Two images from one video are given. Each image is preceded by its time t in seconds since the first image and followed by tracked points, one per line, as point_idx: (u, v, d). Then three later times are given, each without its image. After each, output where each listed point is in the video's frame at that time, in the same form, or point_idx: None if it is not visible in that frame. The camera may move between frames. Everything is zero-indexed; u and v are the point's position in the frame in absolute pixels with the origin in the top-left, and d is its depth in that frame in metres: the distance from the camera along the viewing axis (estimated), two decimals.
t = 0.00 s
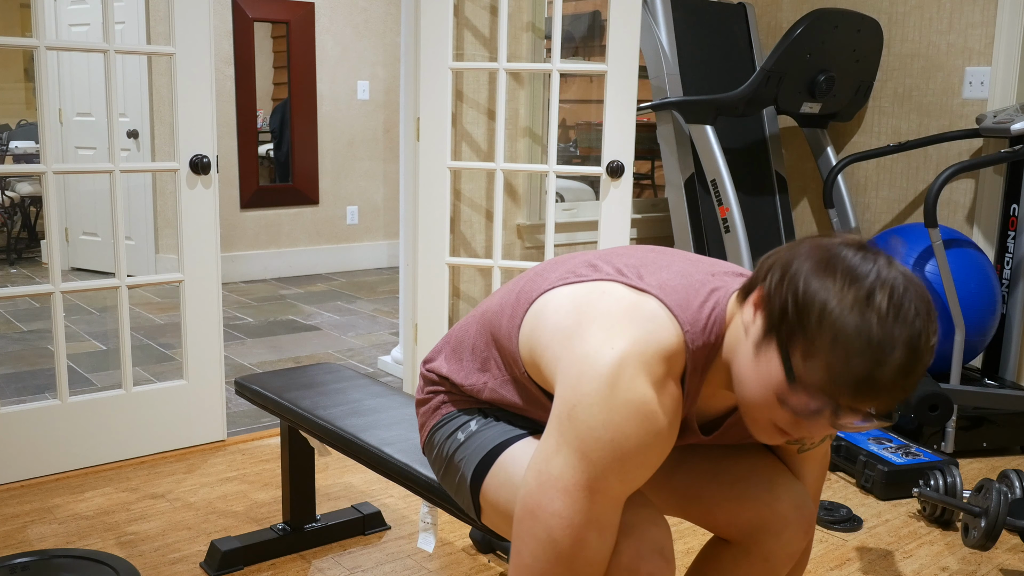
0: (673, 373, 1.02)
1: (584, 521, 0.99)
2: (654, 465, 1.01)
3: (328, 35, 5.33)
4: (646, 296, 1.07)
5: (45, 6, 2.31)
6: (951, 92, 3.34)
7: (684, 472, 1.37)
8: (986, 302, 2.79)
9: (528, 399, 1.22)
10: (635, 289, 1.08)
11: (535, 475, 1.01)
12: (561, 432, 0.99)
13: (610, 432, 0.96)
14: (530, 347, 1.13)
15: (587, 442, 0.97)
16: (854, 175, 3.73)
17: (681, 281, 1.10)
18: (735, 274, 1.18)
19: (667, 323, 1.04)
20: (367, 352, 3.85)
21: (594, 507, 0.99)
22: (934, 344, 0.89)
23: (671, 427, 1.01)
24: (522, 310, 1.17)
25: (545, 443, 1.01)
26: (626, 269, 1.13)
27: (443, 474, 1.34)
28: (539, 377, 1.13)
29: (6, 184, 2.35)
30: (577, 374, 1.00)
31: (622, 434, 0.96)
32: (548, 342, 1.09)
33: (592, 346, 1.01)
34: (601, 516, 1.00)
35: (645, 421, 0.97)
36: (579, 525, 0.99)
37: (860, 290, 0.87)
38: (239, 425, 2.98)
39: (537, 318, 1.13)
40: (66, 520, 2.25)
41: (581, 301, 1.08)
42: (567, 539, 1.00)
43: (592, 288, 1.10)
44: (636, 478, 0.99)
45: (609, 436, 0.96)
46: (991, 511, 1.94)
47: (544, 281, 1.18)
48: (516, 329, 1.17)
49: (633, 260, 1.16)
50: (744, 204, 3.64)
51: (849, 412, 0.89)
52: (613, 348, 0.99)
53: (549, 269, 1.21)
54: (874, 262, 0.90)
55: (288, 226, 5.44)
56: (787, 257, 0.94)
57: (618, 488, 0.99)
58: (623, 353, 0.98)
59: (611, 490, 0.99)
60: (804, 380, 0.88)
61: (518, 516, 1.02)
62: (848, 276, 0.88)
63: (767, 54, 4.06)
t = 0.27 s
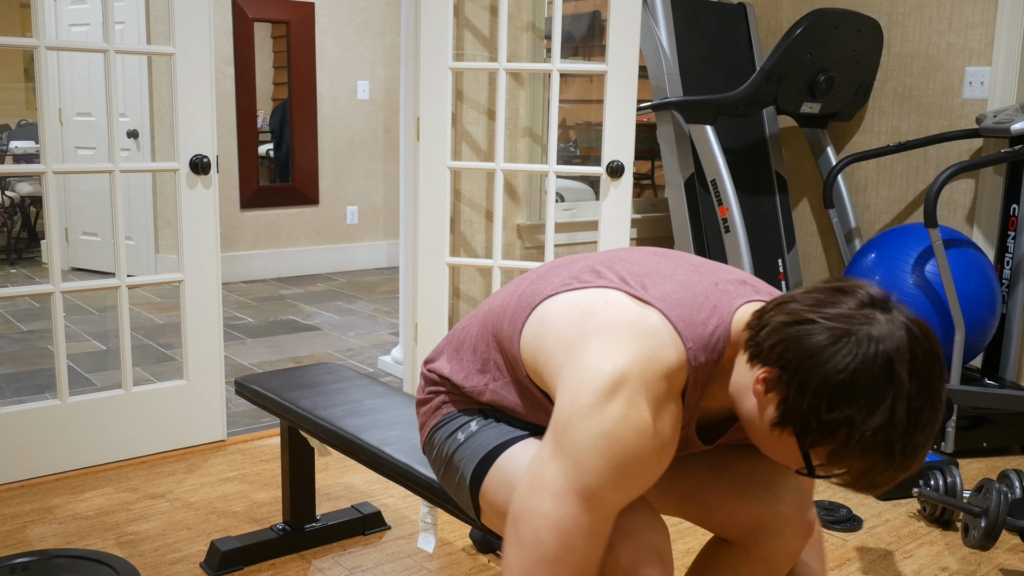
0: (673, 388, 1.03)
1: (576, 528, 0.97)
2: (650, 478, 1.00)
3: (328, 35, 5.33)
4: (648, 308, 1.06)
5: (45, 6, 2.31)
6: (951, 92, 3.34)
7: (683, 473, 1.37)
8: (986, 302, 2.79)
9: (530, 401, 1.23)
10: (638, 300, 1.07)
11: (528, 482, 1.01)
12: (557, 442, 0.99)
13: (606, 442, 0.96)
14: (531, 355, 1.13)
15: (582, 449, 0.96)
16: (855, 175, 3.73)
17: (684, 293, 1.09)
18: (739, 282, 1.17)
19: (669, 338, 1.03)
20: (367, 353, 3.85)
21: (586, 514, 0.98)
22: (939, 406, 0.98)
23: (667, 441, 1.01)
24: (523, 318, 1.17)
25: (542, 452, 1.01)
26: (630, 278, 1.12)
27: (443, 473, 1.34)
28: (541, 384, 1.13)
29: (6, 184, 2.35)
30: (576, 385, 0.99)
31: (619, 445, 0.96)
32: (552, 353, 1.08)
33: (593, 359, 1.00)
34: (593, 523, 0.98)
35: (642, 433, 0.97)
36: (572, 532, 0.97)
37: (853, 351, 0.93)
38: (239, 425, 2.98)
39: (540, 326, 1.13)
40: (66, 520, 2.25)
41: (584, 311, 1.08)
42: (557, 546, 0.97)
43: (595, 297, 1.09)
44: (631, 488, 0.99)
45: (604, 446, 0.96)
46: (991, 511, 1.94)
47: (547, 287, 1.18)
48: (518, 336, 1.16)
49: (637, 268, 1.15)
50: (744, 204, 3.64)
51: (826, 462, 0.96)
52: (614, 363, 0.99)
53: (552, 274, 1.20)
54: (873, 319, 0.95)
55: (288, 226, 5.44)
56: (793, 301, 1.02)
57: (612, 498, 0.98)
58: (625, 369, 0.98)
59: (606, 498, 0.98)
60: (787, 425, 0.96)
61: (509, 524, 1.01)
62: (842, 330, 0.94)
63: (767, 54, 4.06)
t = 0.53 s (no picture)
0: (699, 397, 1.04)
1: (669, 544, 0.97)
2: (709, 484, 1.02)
3: (328, 35, 5.33)
4: (662, 317, 1.07)
5: (45, 6, 2.31)
6: (951, 93, 3.34)
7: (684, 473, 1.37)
8: (986, 302, 2.79)
9: (534, 401, 1.22)
10: (651, 309, 1.08)
11: (600, 510, 1.00)
12: (612, 465, 0.99)
13: (664, 450, 0.97)
14: (543, 364, 1.14)
15: (644, 468, 0.97)
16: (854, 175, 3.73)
17: (694, 297, 1.10)
18: (742, 285, 1.17)
19: (687, 347, 1.04)
20: (367, 353, 3.85)
21: (673, 528, 0.98)
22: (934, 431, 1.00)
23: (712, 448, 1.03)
24: (533, 324, 1.17)
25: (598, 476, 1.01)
26: (637, 284, 1.13)
27: (441, 471, 1.34)
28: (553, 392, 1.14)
29: (6, 184, 2.35)
30: (610, 404, 1.00)
31: (680, 457, 0.97)
32: (568, 364, 1.08)
33: (618, 375, 1.01)
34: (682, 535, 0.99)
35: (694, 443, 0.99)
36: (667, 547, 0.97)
37: (854, 371, 0.95)
38: (239, 425, 2.98)
39: (552, 335, 1.13)
40: (66, 520, 2.25)
41: (598, 322, 1.09)
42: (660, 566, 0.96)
43: (607, 309, 1.10)
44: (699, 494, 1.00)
45: (664, 453, 0.97)
46: (991, 511, 1.94)
47: (553, 294, 1.18)
48: (528, 340, 1.17)
49: (642, 272, 1.15)
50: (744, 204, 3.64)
51: (817, 476, 0.99)
52: (643, 377, 1.00)
53: (556, 280, 1.21)
54: (878, 341, 0.97)
55: (288, 226, 5.44)
56: (797, 315, 1.04)
57: (688, 507, 0.99)
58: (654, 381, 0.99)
59: (682, 509, 0.99)
60: (781, 437, 0.98)
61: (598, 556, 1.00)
62: (845, 349, 0.96)
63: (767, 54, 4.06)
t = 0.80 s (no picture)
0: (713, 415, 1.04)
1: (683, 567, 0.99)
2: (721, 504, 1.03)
3: (328, 35, 5.33)
4: (677, 336, 1.06)
5: (45, 6, 2.31)
6: (951, 92, 3.34)
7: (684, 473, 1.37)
8: (986, 302, 2.79)
9: (540, 409, 1.23)
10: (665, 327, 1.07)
11: (615, 534, 1.00)
12: (631, 489, 0.99)
13: (681, 474, 0.97)
14: (553, 378, 1.14)
15: (664, 493, 0.98)
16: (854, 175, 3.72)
17: (706, 313, 1.10)
18: (750, 293, 1.17)
19: (701, 365, 1.04)
20: (367, 353, 3.85)
21: (687, 551, 1.00)
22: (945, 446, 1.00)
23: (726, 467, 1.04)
24: (544, 337, 1.17)
25: (614, 498, 1.01)
26: (648, 299, 1.12)
27: (442, 472, 1.34)
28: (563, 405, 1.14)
29: (6, 184, 2.35)
30: (629, 428, 0.99)
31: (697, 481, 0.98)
32: (581, 383, 1.08)
33: (637, 398, 1.01)
34: (694, 558, 1.01)
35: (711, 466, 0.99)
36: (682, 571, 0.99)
37: (868, 382, 0.95)
38: (239, 425, 2.98)
39: (564, 351, 1.13)
40: (66, 520, 2.25)
41: (612, 340, 1.08)
42: None
43: (621, 326, 1.09)
44: (713, 517, 1.02)
45: (680, 477, 0.97)
46: (991, 511, 1.95)
47: (563, 306, 1.18)
48: (539, 353, 1.17)
49: (652, 284, 1.15)
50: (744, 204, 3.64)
51: (826, 485, 0.99)
52: (661, 400, 1.00)
53: (565, 290, 1.20)
54: (892, 352, 0.98)
55: (288, 226, 5.44)
56: (811, 323, 1.04)
57: (701, 529, 1.01)
58: (673, 406, 0.99)
59: (696, 532, 1.00)
60: (791, 444, 0.99)
61: None
62: (858, 359, 0.97)
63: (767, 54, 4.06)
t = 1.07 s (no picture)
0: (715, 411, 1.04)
1: (681, 564, 0.99)
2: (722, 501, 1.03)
3: (328, 35, 5.33)
4: (678, 333, 1.06)
5: (45, 7, 2.31)
6: (951, 92, 3.34)
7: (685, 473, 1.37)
8: (986, 301, 2.79)
9: (541, 407, 1.23)
10: (666, 324, 1.07)
11: (614, 531, 1.00)
12: (631, 485, 0.99)
13: (683, 470, 0.97)
14: (554, 375, 1.14)
15: (663, 489, 0.98)
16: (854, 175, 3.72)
17: (706, 309, 1.10)
18: (752, 290, 1.17)
19: (701, 361, 1.04)
20: (367, 352, 3.85)
21: (685, 548, 1.00)
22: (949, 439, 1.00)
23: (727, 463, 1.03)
24: (546, 335, 1.18)
25: (614, 494, 1.01)
26: (649, 295, 1.12)
27: (444, 470, 1.34)
28: (564, 403, 1.14)
29: (6, 184, 2.35)
30: (630, 425, 0.99)
31: (697, 477, 0.98)
32: (581, 379, 1.08)
33: (637, 394, 1.01)
34: (693, 555, 1.01)
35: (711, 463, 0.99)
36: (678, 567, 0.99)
37: (872, 377, 0.95)
38: (239, 425, 2.98)
39: (565, 348, 1.13)
40: (66, 520, 2.25)
41: (613, 336, 1.08)
42: None
43: (621, 323, 1.09)
44: (713, 514, 1.01)
45: (681, 474, 0.97)
46: (991, 511, 1.95)
47: (565, 304, 1.18)
48: (541, 352, 1.17)
49: (653, 282, 1.15)
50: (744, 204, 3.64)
51: (829, 479, 0.99)
52: (661, 397, 1.00)
53: (566, 288, 1.21)
54: (896, 347, 0.98)
55: (288, 226, 5.44)
56: (815, 318, 1.04)
57: (700, 526, 1.01)
58: (673, 402, 0.99)
59: (695, 529, 1.00)
60: (796, 439, 0.99)
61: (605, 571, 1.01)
62: (862, 353, 0.97)
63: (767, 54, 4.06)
